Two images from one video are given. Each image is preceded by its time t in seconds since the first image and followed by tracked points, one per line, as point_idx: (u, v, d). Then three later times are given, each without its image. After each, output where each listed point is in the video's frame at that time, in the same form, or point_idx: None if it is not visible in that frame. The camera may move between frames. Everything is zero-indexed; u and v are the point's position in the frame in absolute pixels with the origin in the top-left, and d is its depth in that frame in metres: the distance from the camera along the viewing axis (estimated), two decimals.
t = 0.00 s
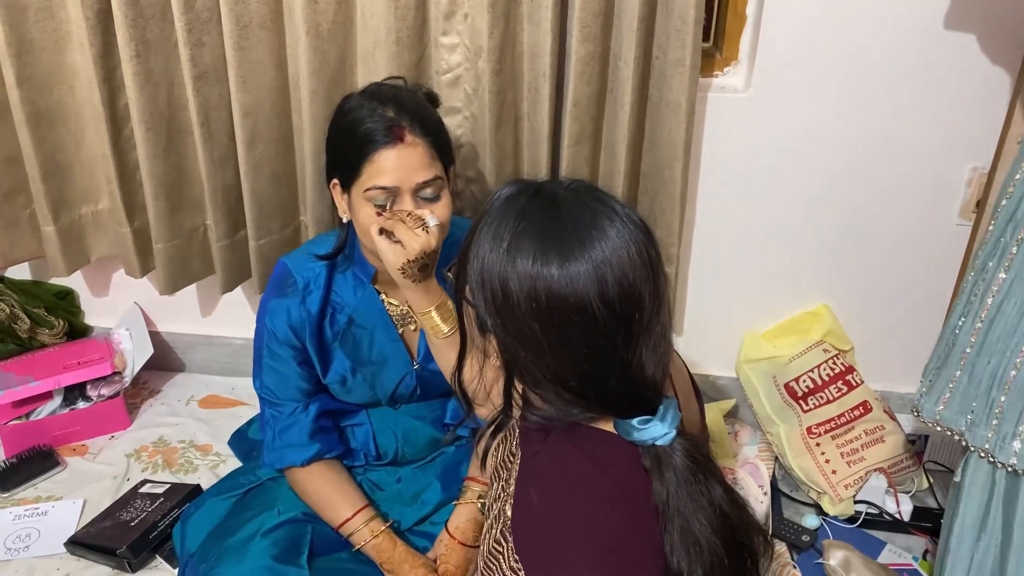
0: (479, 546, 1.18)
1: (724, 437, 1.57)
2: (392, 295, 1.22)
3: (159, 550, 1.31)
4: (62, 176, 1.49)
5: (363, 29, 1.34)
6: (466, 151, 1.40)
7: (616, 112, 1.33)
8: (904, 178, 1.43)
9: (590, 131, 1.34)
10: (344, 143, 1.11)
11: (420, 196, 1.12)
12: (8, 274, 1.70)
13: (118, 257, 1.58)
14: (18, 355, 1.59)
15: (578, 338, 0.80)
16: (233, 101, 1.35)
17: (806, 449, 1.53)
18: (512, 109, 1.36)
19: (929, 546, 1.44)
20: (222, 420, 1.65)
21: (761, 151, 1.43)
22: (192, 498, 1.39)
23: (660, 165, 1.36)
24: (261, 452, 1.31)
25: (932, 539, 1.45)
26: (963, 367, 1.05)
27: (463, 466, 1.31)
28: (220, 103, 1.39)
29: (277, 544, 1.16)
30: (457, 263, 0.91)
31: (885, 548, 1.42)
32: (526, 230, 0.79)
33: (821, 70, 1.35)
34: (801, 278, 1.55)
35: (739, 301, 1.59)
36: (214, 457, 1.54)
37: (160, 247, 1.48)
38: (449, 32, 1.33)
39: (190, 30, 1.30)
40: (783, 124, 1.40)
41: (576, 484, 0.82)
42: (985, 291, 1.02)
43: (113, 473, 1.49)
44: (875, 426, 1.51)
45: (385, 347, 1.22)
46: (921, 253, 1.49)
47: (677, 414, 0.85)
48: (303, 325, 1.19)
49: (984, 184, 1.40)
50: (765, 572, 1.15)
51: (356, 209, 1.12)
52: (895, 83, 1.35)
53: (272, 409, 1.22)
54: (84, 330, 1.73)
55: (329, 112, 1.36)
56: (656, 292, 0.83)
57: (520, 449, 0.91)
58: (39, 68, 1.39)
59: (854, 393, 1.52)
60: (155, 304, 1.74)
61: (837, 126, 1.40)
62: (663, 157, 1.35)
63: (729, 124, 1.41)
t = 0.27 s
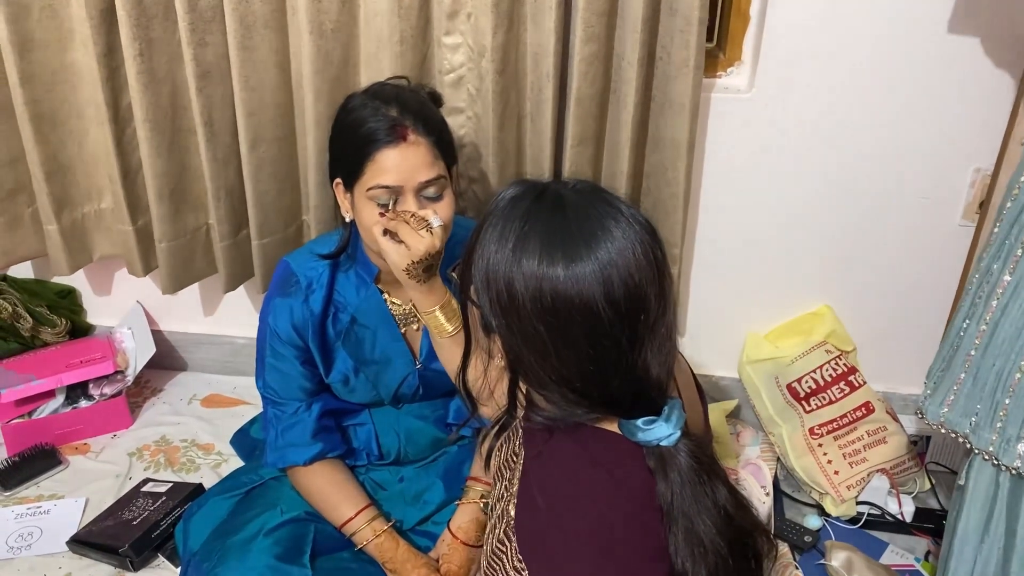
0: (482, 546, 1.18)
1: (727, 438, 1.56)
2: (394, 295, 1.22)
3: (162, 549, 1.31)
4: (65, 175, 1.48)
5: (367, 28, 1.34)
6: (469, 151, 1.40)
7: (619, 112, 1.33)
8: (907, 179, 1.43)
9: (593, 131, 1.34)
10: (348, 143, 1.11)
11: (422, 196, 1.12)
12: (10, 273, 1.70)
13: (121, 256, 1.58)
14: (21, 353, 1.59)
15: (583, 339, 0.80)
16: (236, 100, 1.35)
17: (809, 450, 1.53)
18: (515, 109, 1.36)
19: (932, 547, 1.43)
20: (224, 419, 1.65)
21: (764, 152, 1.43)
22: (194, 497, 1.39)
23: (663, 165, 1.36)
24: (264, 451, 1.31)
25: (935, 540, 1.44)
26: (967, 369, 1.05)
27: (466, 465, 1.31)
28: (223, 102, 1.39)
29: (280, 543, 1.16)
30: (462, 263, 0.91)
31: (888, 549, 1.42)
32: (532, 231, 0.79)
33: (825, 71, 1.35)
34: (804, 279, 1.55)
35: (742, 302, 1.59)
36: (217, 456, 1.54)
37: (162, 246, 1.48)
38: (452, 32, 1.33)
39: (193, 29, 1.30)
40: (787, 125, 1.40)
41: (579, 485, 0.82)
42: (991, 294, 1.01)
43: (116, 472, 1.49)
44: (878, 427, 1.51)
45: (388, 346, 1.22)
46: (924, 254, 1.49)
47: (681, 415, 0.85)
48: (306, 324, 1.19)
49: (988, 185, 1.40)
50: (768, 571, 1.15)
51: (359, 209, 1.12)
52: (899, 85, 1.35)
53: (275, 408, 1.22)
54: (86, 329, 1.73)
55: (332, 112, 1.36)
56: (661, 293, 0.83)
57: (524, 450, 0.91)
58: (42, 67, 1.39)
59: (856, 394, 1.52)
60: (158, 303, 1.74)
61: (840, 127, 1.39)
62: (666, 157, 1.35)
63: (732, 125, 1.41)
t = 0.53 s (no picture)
0: (484, 546, 1.18)
1: (729, 438, 1.56)
2: (397, 294, 1.22)
3: (164, 548, 1.31)
4: (67, 173, 1.48)
5: (370, 28, 1.34)
6: (471, 151, 1.40)
7: (622, 112, 1.33)
8: (910, 180, 1.43)
9: (596, 131, 1.33)
10: (351, 142, 1.11)
11: (426, 195, 1.11)
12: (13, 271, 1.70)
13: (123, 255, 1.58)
14: (23, 353, 1.59)
15: (587, 340, 0.80)
16: (239, 99, 1.35)
17: (811, 450, 1.53)
18: (518, 109, 1.36)
19: (933, 547, 1.44)
20: (225, 418, 1.65)
21: (766, 152, 1.43)
22: (196, 495, 1.39)
23: (666, 165, 1.36)
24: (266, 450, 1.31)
25: (936, 541, 1.44)
26: (971, 370, 1.05)
27: (468, 465, 1.31)
28: (226, 101, 1.39)
29: (282, 542, 1.16)
30: (465, 263, 0.91)
31: (889, 550, 1.42)
32: (536, 231, 0.79)
33: (828, 71, 1.35)
34: (806, 279, 1.55)
35: (745, 302, 1.59)
36: (218, 455, 1.54)
37: (165, 245, 1.48)
38: (455, 31, 1.33)
39: (196, 28, 1.30)
40: (790, 126, 1.40)
41: (583, 485, 0.82)
42: (994, 295, 1.01)
43: (117, 470, 1.49)
44: (880, 428, 1.51)
45: (390, 346, 1.21)
46: (927, 254, 1.49)
47: (685, 417, 0.85)
48: (309, 323, 1.19)
49: (991, 185, 1.40)
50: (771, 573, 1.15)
51: (362, 207, 1.12)
52: (901, 85, 1.35)
53: (277, 407, 1.22)
54: (88, 327, 1.73)
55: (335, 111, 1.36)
56: (665, 295, 0.83)
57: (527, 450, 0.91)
58: (45, 65, 1.39)
59: (858, 394, 1.52)
60: (159, 302, 1.74)
61: (844, 128, 1.39)
62: (669, 157, 1.35)
63: (735, 125, 1.41)
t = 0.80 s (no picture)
0: (485, 545, 1.18)
1: (730, 438, 1.56)
2: (398, 293, 1.21)
3: (164, 546, 1.31)
4: (69, 171, 1.48)
5: (371, 27, 1.34)
6: (473, 150, 1.40)
7: (623, 112, 1.33)
8: (911, 181, 1.43)
9: (598, 131, 1.33)
10: (353, 140, 1.11)
11: (427, 193, 1.11)
12: (13, 270, 1.70)
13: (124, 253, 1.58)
14: (25, 350, 1.58)
15: (588, 341, 0.80)
16: (240, 98, 1.35)
17: (812, 450, 1.53)
18: (520, 109, 1.36)
19: (934, 548, 1.43)
20: (226, 417, 1.64)
21: (768, 152, 1.43)
22: (197, 494, 1.39)
23: (667, 165, 1.36)
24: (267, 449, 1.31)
25: (937, 541, 1.44)
26: (974, 372, 1.05)
27: (469, 464, 1.31)
28: (227, 100, 1.39)
29: (283, 540, 1.16)
30: (467, 263, 0.91)
31: (890, 550, 1.42)
32: (539, 232, 0.79)
33: (830, 71, 1.35)
34: (807, 279, 1.55)
35: (746, 302, 1.59)
36: (219, 454, 1.54)
37: (166, 243, 1.48)
38: (457, 30, 1.33)
39: (198, 26, 1.30)
40: (792, 126, 1.40)
41: (585, 485, 0.81)
42: (998, 296, 1.01)
43: (118, 469, 1.49)
44: (881, 428, 1.51)
45: (392, 344, 1.21)
46: (928, 255, 1.49)
47: (687, 417, 0.85)
48: (310, 322, 1.18)
49: (993, 186, 1.40)
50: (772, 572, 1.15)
51: (363, 204, 1.11)
52: (903, 86, 1.35)
53: (278, 406, 1.22)
54: (88, 326, 1.73)
55: (337, 110, 1.36)
56: (668, 296, 0.83)
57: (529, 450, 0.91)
58: (46, 63, 1.39)
59: (859, 394, 1.52)
60: (160, 301, 1.74)
61: (846, 128, 1.39)
62: (670, 157, 1.35)
63: (737, 125, 1.41)
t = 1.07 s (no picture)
0: (484, 546, 1.19)
1: (728, 440, 1.57)
2: (397, 294, 1.22)
3: (163, 547, 1.31)
4: (68, 172, 1.49)
5: (371, 28, 1.34)
6: (472, 151, 1.41)
7: (622, 113, 1.34)
8: (908, 184, 1.43)
9: (597, 132, 1.34)
10: (352, 142, 1.11)
11: (427, 194, 1.11)
12: (12, 270, 1.70)
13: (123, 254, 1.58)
14: (22, 351, 1.59)
15: (586, 345, 0.80)
16: (240, 99, 1.35)
17: (809, 451, 1.53)
18: (519, 110, 1.36)
19: (931, 549, 1.44)
20: (225, 418, 1.65)
21: (766, 154, 1.43)
22: (196, 494, 1.39)
23: (666, 166, 1.36)
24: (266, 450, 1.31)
25: (934, 543, 1.45)
26: (971, 373, 1.05)
27: (467, 465, 1.31)
28: (227, 100, 1.39)
29: (281, 541, 1.16)
30: (467, 265, 0.91)
31: (887, 551, 1.42)
32: (538, 235, 0.79)
33: (828, 74, 1.35)
34: (805, 281, 1.55)
35: (744, 304, 1.59)
36: (217, 455, 1.54)
37: (165, 243, 1.48)
38: (457, 32, 1.33)
39: (198, 27, 1.30)
40: (790, 128, 1.40)
41: (584, 486, 0.82)
42: (995, 297, 1.02)
43: (116, 469, 1.49)
44: (878, 429, 1.51)
45: (390, 345, 1.22)
46: (925, 258, 1.50)
47: (684, 421, 0.85)
48: (309, 323, 1.19)
49: (989, 188, 1.41)
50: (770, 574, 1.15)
51: (364, 207, 1.11)
52: (900, 88, 1.35)
53: (277, 407, 1.22)
54: (87, 326, 1.73)
55: (336, 111, 1.36)
56: (666, 300, 0.83)
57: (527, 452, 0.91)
58: (46, 63, 1.39)
59: (857, 396, 1.52)
60: (159, 301, 1.74)
61: (844, 131, 1.40)
62: (669, 158, 1.36)
63: (735, 127, 1.41)
